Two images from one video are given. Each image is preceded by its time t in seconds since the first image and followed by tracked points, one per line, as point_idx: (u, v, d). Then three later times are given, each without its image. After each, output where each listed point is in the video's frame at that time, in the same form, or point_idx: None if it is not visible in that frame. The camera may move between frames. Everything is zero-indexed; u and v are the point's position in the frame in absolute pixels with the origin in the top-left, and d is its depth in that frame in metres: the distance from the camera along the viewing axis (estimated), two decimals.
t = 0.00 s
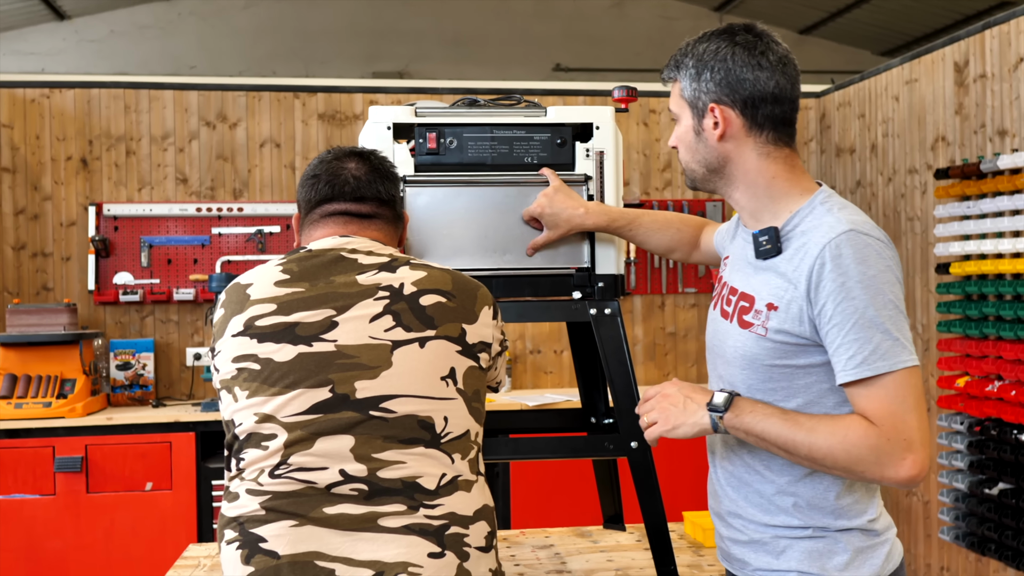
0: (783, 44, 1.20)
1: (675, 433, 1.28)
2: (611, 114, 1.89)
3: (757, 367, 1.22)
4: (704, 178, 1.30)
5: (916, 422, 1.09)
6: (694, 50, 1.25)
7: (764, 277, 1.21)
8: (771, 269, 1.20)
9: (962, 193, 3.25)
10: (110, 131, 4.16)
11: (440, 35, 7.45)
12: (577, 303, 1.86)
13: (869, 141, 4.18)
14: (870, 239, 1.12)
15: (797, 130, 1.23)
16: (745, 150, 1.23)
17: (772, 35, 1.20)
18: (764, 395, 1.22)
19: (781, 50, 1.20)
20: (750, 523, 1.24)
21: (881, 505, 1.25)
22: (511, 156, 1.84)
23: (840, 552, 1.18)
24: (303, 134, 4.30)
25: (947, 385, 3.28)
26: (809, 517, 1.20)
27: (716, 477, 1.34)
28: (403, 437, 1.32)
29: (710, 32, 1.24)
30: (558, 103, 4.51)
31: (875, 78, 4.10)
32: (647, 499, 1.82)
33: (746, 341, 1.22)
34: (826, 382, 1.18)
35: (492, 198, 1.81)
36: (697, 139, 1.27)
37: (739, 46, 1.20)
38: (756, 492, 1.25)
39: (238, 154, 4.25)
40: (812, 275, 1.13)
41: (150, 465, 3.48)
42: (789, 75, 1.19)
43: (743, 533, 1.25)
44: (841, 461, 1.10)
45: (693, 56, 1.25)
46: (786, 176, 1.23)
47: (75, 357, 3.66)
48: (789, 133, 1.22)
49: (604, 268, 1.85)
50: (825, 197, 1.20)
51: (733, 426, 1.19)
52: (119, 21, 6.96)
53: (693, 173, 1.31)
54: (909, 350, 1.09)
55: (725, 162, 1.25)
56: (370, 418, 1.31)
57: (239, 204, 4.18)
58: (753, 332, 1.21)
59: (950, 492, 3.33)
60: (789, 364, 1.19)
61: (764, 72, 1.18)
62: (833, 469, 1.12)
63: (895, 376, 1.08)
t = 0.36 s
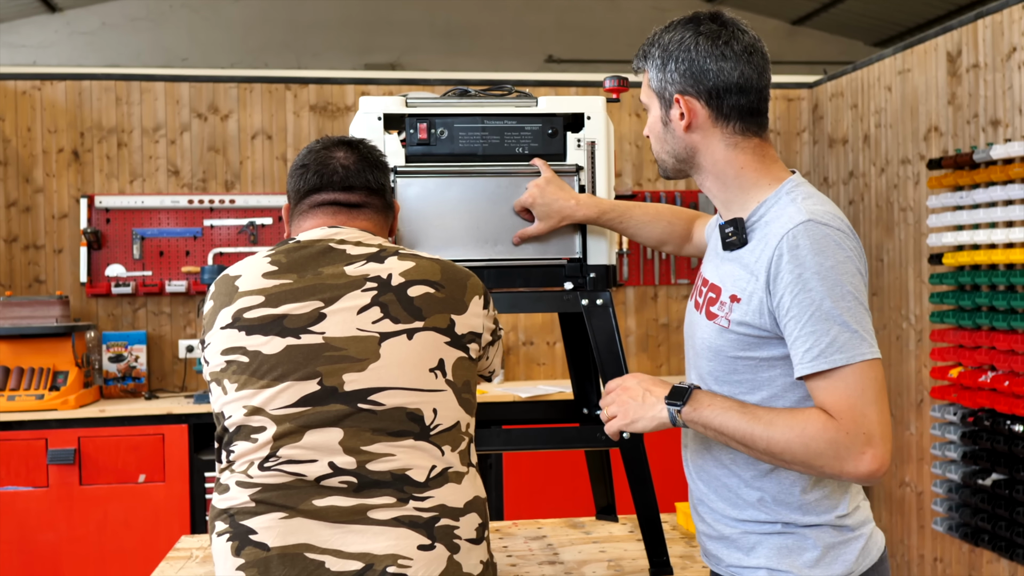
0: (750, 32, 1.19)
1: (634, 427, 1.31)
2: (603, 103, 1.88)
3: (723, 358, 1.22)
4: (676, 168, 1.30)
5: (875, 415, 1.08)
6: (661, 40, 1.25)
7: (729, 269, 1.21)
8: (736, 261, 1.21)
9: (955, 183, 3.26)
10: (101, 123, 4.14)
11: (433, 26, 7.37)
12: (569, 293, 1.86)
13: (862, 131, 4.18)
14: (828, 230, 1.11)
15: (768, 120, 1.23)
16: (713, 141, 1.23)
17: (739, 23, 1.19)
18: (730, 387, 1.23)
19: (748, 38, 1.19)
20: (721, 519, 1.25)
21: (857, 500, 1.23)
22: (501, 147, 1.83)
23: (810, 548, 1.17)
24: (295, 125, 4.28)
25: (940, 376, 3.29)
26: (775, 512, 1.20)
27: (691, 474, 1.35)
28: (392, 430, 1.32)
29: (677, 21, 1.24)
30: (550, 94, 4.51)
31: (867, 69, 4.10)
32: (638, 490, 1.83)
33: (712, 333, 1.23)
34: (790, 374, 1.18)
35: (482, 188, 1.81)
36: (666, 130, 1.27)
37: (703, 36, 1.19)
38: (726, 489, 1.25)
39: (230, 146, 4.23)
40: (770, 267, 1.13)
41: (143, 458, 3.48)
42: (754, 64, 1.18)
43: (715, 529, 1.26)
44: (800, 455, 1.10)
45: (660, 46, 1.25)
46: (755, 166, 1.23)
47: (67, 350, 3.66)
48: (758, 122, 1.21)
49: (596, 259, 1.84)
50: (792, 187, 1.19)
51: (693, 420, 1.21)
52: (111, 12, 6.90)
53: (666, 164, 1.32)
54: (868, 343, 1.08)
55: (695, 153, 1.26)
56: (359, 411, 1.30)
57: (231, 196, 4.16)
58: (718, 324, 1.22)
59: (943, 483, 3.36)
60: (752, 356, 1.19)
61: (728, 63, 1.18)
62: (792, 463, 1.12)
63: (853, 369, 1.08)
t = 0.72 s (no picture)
0: (751, 27, 1.19)
1: (627, 420, 1.33)
2: (602, 100, 1.89)
3: (706, 348, 1.22)
4: (670, 159, 1.30)
5: (860, 410, 1.09)
6: (662, 29, 1.25)
7: (716, 259, 1.21)
8: (723, 252, 1.20)
9: (955, 179, 3.26)
10: (101, 121, 4.14)
11: (431, 23, 7.34)
12: (569, 291, 1.86)
13: (861, 127, 4.18)
14: (818, 224, 1.11)
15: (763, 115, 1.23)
16: (707, 132, 1.23)
17: (742, 18, 1.19)
18: (713, 376, 1.23)
19: (749, 34, 1.19)
20: (697, 512, 1.25)
21: (833, 496, 1.23)
22: (501, 143, 1.83)
23: (784, 544, 1.17)
24: (294, 123, 4.28)
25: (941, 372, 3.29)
26: (751, 507, 1.20)
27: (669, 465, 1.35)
28: (397, 424, 1.32)
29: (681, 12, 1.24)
30: (549, 91, 4.50)
31: (867, 65, 4.10)
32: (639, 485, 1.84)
33: (697, 322, 1.22)
34: (774, 366, 1.18)
35: (482, 185, 1.81)
36: (662, 119, 1.27)
37: (705, 27, 1.19)
38: (704, 482, 1.25)
39: (229, 144, 4.23)
40: (759, 259, 1.13)
41: (143, 455, 3.48)
42: (754, 60, 1.18)
43: (690, 522, 1.26)
44: (786, 449, 1.11)
45: (661, 35, 1.24)
46: (748, 160, 1.23)
47: (67, 347, 3.66)
48: (753, 117, 1.22)
49: (596, 255, 1.85)
50: (783, 181, 1.19)
51: (681, 414, 1.21)
52: (111, 10, 6.88)
53: (660, 154, 1.32)
54: (854, 337, 1.09)
55: (689, 144, 1.26)
56: (364, 405, 1.31)
57: (230, 194, 4.15)
58: (703, 313, 1.21)
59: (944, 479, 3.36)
60: (737, 347, 1.19)
61: (728, 56, 1.18)
62: (777, 457, 1.12)
63: (840, 363, 1.08)
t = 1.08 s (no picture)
0: (747, 29, 1.19)
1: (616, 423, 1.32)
2: (601, 101, 1.88)
3: (699, 351, 1.22)
4: (664, 161, 1.30)
5: (852, 415, 1.08)
6: (658, 30, 1.25)
7: (710, 262, 1.21)
8: (717, 255, 1.20)
9: (954, 179, 3.26)
10: (102, 124, 4.14)
11: (430, 24, 7.33)
12: (568, 292, 1.87)
13: (860, 127, 4.18)
14: (810, 229, 1.11)
15: (757, 117, 1.23)
16: (703, 134, 1.23)
17: (738, 20, 1.19)
18: (704, 379, 1.23)
19: (745, 35, 1.19)
20: (692, 511, 1.25)
21: (827, 498, 1.23)
22: (500, 146, 1.84)
23: (777, 546, 1.17)
24: (294, 124, 4.28)
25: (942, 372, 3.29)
26: (744, 509, 1.20)
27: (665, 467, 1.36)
28: (404, 423, 1.32)
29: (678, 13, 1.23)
30: (549, 92, 4.50)
31: (865, 65, 4.10)
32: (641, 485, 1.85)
33: (690, 324, 1.23)
34: (766, 369, 1.18)
35: (481, 188, 1.81)
36: (658, 120, 1.27)
37: (701, 29, 1.19)
38: (698, 480, 1.26)
39: (230, 146, 4.24)
40: (751, 263, 1.13)
41: (144, 458, 3.48)
42: (750, 62, 1.18)
43: (685, 524, 1.27)
44: (777, 453, 1.10)
45: (658, 36, 1.24)
46: (743, 162, 1.23)
47: (67, 350, 3.66)
48: (748, 119, 1.22)
49: (596, 257, 1.85)
50: (777, 184, 1.19)
51: (673, 417, 1.21)
52: (111, 13, 6.88)
53: (654, 156, 1.31)
54: (846, 343, 1.08)
55: (684, 146, 1.26)
56: (372, 405, 1.31)
57: (231, 195, 4.16)
58: (696, 316, 1.21)
59: (946, 479, 3.35)
60: (729, 351, 1.19)
61: (724, 57, 1.18)
62: (769, 462, 1.12)
63: (831, 368, 1.08)
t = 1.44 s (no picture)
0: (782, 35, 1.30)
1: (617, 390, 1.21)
2: (607, 104, 1.91)
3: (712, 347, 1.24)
4: (723, 159, 1.25)
5: (864, 418, 1.10)
6: (728, 25, 1.22)
7: (731, 258, 1.24)
8: (739, 251, 1.24)
9: (961, 180, 3.25)
10: (107, 129, 4.16)
11: (434, 28, 7.33)
12: (574, 295, 1.87)
13: (866, 129, 4.18)
14: (837, 228, 1.14)
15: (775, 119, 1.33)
16: (772, 130, 1.25)
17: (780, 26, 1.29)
18: (715, 375, 1.24)
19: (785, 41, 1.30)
20: (696, 511, 1.25)
21: (830, 500, 1.23)
22: (506, 148, 1.89)
23: (779, 550, 1.18)
24: (298, 129, 4.29)
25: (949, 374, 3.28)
26: (748, 512, 1.19)
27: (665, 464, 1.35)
28: (409, 430, 1.32)
29: (735, 11, 1.24)
30: (553, 95, 4.50)
31: (871, 66, 4.09)
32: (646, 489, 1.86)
33: (705, 320, 1.25)
34: (780, 369, 1.20)
35: (488, 191, 1.86)
36: (734, 117, 1.23)
37: (772, 27, 1.24)
38: (701, 480, 1.25)
39: (235, 150, 4.25)
40: (776, 258, 1.16)
41: (151, 461, 3.49)
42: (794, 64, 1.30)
43: (687, 524, 1.27)
44: (786, 451, 1.10)
45: (735, 30, 1.22)
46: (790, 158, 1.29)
47: (75, 353, 3.68)
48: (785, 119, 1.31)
49: (601, 260, 1.88)
50: (801, 186, 1.23)
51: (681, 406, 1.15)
52: (117, 19, 6.91)
53: (715, 156, 1.24)
54: (864, 343, 1.10)
55: (752, 143, 1.25)
56: (377, 412, 1.31)
57: (236, 200, 4.17)
58: (712, 312, 1.24)
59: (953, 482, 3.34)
60: (744, 347, 1.21)
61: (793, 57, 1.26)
62: (775, 457, 1.11)
63: (846, 367, 1.10)
